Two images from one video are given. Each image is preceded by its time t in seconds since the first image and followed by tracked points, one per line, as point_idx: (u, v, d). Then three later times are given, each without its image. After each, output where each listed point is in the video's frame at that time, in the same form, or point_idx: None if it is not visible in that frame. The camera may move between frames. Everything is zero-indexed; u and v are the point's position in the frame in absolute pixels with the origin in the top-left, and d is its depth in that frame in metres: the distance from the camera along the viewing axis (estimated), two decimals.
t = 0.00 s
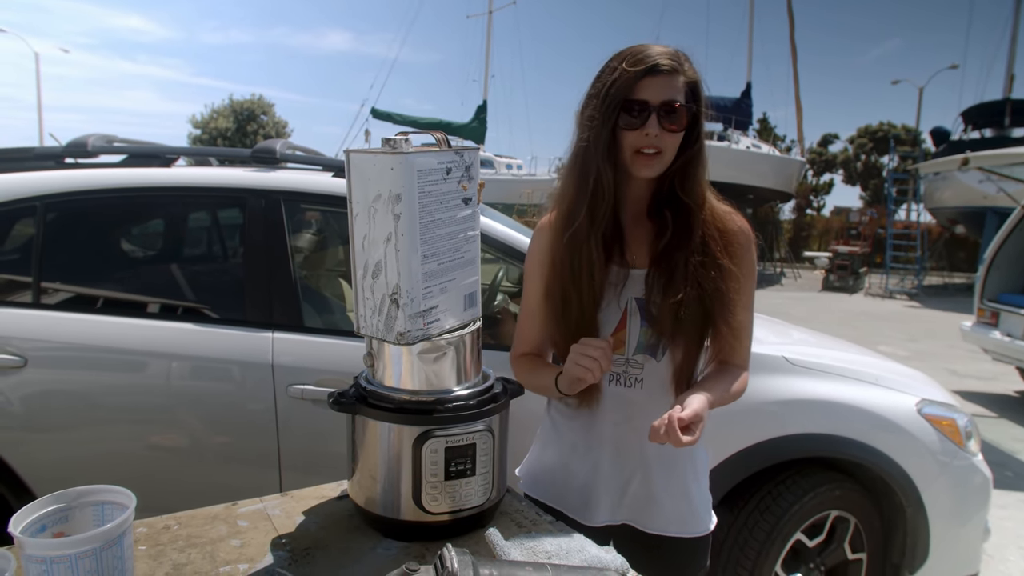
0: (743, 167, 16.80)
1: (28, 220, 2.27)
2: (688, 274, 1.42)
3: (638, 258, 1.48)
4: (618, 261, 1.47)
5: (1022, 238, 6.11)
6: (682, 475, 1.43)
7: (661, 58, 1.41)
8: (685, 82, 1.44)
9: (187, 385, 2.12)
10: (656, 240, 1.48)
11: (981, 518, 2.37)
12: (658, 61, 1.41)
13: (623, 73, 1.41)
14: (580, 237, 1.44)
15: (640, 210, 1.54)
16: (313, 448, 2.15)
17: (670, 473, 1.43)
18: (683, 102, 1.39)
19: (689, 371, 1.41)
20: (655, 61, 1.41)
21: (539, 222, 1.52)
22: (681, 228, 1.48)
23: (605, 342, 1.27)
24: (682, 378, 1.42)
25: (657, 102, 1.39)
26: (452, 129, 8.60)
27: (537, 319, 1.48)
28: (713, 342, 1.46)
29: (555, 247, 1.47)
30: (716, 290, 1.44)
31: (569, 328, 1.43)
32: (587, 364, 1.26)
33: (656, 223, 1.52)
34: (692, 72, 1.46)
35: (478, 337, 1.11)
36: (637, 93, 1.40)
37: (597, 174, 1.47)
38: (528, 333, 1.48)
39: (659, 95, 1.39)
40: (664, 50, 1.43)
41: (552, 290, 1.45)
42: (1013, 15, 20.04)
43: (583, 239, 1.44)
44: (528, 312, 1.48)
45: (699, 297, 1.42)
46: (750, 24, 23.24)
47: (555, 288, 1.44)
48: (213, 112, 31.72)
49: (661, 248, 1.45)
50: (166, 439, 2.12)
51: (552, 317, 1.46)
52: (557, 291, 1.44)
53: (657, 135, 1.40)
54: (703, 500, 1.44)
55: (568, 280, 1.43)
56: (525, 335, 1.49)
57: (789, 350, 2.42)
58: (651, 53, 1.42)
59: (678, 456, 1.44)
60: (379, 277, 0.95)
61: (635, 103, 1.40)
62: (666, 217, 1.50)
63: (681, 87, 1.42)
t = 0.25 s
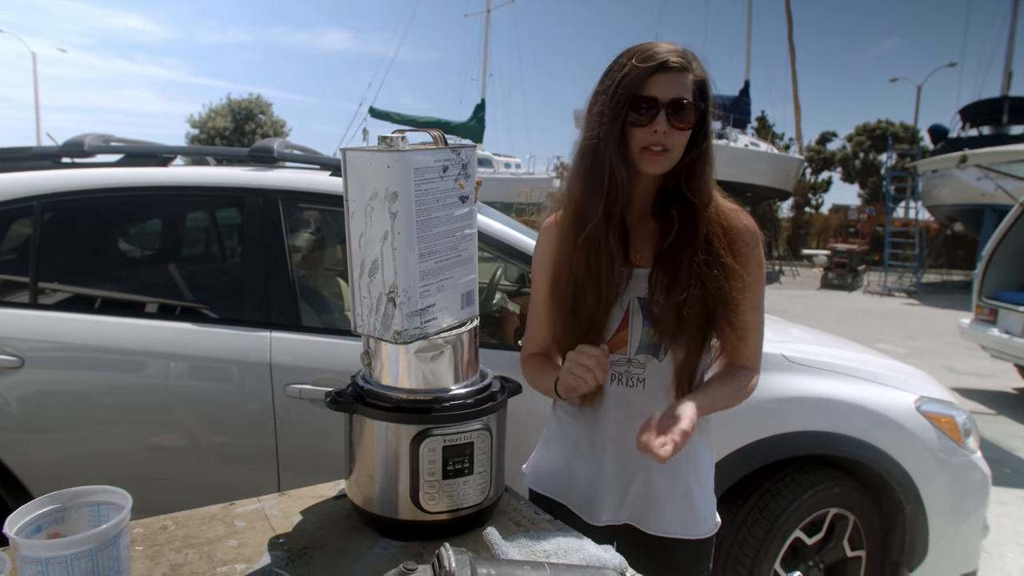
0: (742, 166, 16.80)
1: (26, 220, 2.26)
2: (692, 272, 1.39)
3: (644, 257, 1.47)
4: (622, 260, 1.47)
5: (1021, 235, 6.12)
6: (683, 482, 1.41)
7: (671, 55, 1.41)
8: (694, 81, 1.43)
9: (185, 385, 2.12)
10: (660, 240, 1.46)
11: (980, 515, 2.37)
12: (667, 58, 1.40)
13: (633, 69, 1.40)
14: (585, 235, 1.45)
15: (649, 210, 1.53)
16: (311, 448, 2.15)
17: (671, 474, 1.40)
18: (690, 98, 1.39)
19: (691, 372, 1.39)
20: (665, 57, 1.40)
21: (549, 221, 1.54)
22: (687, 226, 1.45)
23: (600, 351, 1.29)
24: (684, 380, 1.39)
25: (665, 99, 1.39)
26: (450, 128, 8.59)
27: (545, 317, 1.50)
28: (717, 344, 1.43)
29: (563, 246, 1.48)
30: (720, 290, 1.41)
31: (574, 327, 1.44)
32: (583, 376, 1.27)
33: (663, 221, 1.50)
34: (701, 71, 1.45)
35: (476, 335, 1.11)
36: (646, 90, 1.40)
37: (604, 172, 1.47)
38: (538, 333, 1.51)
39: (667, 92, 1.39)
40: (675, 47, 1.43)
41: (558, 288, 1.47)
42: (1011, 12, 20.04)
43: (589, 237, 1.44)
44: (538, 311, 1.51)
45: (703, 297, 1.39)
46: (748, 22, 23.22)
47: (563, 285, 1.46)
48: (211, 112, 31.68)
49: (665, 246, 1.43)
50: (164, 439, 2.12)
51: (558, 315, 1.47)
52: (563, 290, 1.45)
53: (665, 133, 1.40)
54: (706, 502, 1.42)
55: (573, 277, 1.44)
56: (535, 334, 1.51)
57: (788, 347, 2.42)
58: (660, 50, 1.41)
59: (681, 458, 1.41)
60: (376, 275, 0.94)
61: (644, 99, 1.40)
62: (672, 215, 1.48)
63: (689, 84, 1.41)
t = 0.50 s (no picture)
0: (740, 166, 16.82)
1: (23, 225, 2.25)
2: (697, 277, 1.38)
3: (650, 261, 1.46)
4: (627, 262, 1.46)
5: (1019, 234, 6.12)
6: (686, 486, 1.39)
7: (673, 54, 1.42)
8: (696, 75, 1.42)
9: (184, 390, 2.11)
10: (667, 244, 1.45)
11: (980, 515, 2.36)
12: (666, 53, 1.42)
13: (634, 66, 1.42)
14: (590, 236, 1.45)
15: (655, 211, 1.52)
16: (310, 452, 2.14)
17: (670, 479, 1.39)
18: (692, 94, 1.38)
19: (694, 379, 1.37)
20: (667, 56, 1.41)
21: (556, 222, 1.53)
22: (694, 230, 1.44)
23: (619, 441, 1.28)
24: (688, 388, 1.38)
25: (665, 90, 1.38)
26: (448, 131, 8.60)
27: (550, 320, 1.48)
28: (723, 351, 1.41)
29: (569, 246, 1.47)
30: (724, 294, 1.39)
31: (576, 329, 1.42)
32: (610, 458, 1.25)
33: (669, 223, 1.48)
34: (703, 68, 1.45)
35: (473, 339, 1.11)
36: (646, 84, 1.40)
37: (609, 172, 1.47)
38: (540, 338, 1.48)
39: (666, 84, 1.38)
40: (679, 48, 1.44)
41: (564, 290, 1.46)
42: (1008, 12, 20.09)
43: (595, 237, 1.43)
44: (539, 315, 1.49)
45: (706, 301, 1.37)
46: (746, 23, 23.25)
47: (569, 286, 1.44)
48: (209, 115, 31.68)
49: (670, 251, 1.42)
50: (163, 444, 2.11)
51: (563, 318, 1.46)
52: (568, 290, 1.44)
53: (667, 122, 1.39)
54: (708, 509, 1.40)
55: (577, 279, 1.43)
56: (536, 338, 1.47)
57: (788, 348, 2.42)
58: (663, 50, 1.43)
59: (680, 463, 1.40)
60: (373, 279, 0.94)
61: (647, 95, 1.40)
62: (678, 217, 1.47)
63: (691, 78, 1.40)
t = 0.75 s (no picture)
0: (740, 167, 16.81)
1: (24, 228, 2.25)
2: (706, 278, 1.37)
3: (657, 261, 1.44)
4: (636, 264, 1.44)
5: (1021, 233, 6.11)
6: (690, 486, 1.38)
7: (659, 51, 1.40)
8: (680, 66, 1.38)
9: (185, 392, 2.11)
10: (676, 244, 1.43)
11: (984, 516, 2.35)
12: (645, 52, 1.41)
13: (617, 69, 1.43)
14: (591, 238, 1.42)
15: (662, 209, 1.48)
16: (310, 454, 2.14)
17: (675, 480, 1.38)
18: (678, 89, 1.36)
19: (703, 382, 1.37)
20: (651, 52, 1.40)
21: (556, 227, 1.50)
22: (706, 228, 1.41)
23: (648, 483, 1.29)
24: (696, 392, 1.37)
25: (643, 88, 1.36)
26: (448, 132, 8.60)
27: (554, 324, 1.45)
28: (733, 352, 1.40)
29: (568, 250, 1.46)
30: (731, 296, 1.38)
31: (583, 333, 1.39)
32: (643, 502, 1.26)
33: (673, 223, 1.46)
34: (692, 58, 1.41)
35: (474, 341, 1.10)
36: (629, 83, 1.38)
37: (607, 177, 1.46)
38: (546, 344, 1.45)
39: (647, 82, 1.36)
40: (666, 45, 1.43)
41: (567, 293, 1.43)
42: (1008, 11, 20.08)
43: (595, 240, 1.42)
44: (541, 321, 1.46)
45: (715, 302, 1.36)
46: (746, 23, 23.25)
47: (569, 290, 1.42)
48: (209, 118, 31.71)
49: (680, 251, 1.41)
50: (164, 446, 2.11)
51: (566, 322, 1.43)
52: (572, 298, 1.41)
53: (648, 118, 1.36)
54: (711, 508, 1.40)
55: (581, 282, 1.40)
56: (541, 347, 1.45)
57: (790, 349, 2.41)
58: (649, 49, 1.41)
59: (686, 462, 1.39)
60: (373, 281, 0.94)
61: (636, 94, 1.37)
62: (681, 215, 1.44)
63: (673, 71, 1.37)
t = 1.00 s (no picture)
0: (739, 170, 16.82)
1: (21, 232, 2.24)
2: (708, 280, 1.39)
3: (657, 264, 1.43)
4: (641, 270, 1.41)
5: (1020, 237, 6.11)
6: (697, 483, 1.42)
7: (637, 58, 1.39)
8: (655, 73, 1.36)
9: (183, 397, 2.10)
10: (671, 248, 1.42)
11: (985, 521, 2.34)
12: (619, 63, 1.39)
13: (595, 83, 1.42)
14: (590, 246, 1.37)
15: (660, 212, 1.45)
16: (308, 460, 2.13)
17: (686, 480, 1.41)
18: (659, 98, 1.34)
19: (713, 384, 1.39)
20: (626, 62, 1.38)
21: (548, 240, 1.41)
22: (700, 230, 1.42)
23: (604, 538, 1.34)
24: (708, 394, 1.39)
25: (618, 102, 1.35)
26: (447, 137, 8.61)
27: (557, 337, 1.36)
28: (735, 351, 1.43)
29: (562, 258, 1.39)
30: (731, 297, 1.41)
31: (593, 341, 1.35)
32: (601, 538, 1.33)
33: (666, 226, 1.45)
34: (668, 62, 1.39)
35: (472, 346, 1.09)
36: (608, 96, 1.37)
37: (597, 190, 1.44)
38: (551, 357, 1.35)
39: (626, 93, 1.34)
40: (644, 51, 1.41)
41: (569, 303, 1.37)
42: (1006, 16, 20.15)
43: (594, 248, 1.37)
44: (540, 332, 1.36)
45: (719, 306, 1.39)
46: (744, 27, 23.30)
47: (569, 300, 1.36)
48: (209, 122, 31.74)
49: (680, 253, 1.41)
50: (162, 452, 2.09)
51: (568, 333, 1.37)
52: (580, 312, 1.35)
53: (628, 133, 1.34)
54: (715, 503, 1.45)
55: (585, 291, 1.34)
56: (544, 359, 1.36)
57: (790, 353, 2.40)
58: (626, 57, 1.40)
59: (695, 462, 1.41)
60: (370, 287, 0.93)
61: (623, 106, 1.34)
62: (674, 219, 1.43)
63: (649, 80, 1.35)
